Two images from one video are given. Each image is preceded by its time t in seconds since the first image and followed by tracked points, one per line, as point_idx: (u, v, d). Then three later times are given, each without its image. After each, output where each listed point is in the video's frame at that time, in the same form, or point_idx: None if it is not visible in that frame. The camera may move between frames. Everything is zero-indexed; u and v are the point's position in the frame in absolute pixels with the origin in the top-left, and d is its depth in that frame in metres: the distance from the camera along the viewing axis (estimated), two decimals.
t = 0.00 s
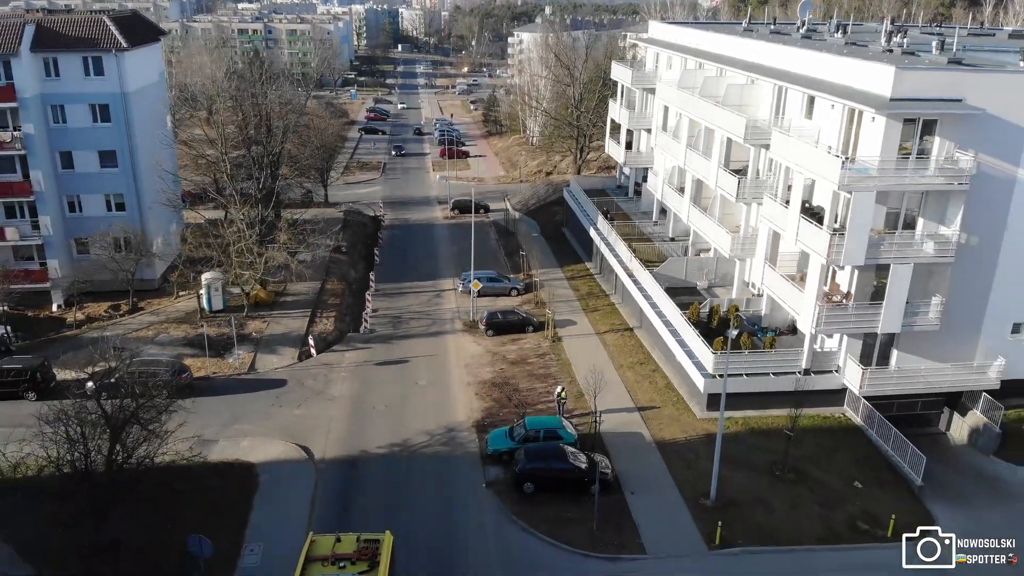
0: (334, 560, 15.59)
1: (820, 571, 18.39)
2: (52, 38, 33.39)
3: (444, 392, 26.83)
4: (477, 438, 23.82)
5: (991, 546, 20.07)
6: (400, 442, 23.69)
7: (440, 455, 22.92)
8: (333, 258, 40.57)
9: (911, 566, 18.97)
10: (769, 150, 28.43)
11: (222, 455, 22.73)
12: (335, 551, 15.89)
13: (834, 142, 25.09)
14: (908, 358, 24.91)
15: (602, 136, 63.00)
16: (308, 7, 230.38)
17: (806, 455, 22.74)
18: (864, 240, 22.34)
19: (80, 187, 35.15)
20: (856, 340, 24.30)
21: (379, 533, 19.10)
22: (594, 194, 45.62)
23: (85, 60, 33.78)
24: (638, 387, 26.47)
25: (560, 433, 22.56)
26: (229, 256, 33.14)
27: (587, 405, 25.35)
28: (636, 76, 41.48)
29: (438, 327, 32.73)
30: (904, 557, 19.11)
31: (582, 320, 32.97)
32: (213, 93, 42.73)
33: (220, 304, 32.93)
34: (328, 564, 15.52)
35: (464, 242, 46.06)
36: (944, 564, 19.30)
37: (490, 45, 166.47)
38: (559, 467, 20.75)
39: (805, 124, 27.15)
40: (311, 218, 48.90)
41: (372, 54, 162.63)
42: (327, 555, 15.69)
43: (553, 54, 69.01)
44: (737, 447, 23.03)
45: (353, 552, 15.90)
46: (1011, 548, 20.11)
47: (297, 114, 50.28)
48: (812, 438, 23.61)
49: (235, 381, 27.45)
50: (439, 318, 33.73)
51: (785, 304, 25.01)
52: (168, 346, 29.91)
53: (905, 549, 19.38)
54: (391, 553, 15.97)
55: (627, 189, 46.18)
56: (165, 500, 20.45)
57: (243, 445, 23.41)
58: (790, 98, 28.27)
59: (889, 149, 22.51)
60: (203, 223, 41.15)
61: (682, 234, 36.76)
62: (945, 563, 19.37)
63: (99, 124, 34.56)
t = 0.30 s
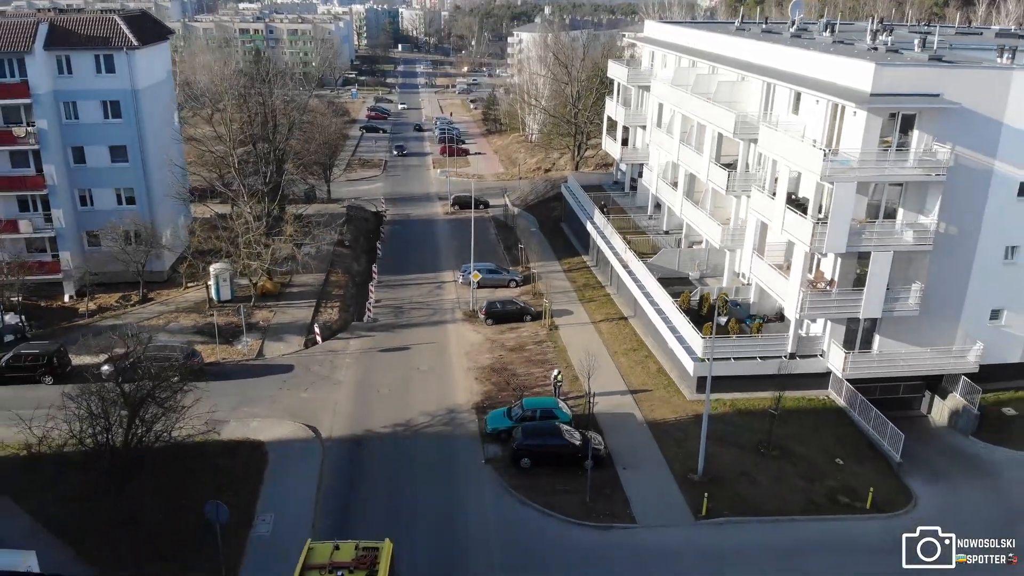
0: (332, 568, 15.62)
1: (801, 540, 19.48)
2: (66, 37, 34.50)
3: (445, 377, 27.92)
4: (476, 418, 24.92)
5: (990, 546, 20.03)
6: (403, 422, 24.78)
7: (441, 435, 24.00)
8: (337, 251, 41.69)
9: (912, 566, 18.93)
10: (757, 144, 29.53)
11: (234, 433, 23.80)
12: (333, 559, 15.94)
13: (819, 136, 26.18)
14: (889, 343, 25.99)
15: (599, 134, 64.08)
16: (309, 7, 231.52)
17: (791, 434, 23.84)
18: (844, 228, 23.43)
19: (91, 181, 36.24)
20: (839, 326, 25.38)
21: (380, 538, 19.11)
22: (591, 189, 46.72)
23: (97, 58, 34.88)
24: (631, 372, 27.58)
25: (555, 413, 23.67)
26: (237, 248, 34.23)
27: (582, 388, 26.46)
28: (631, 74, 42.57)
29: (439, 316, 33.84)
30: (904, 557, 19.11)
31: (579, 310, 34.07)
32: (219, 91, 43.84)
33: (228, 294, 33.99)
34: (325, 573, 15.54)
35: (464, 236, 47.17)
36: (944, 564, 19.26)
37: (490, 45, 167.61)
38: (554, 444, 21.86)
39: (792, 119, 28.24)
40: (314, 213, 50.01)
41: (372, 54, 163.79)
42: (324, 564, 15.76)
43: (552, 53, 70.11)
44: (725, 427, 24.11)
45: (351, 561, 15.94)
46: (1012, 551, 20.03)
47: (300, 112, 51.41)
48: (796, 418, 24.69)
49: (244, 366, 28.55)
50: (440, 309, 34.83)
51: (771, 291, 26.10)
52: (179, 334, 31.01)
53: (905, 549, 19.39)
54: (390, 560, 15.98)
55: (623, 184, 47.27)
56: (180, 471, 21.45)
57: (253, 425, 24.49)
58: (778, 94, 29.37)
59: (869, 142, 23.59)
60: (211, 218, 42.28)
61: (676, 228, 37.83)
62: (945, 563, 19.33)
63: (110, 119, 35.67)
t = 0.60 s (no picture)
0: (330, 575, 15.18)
1: (782, 510, 20.60)
2: (78, 35, 35.63)
3: (446, 362, 29.08)
4: (476, 400, 26.08)
5: (990, 545, 20.04)
6: (405, 403, 25.95)
7: (443, 414, 25.18)
8: (340, 245, 42.85)
9: (912, 566, 18.98)
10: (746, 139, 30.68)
11: (244, 413, 24.92)
12: (331, 565, 15.49)
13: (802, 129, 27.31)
14: (871, 328, 27.14)
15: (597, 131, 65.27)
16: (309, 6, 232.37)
17: (776, 413, 24.97)
18: (826, 217, 24.58)
19: (102, 175, 37.36)
20: (823, 311, 26.52)
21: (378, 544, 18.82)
22: (588, 185, 47.89)
23: (108, 56, 36.03)
24: (625, 357, 28.74)
25: (551, 393, 24.84)
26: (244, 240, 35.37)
27: (577, 372, 27.63)
28: (627, 72, 43.75)
29: (440, 306, 35.01)
30: (904, 556, 19.17)
31: (575, 299, 35.24)
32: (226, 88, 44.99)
33: (236, 284, 34.61)
34: None
35: (463, 231, 48.30)
36: (944, 564, 19.32)
37: (490, 45, 168.84)
38: (550, 421, 23.03)
39: (779, 113, 29.39)
40: (318, 209, 51.18)
41: (372, 53, 164.95)
42: (322, 569, 15.32)
43: (550, 52, 71.30)
44: (713, 406, 25.28)
45: (348, 566, 15.49)
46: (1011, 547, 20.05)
47: (304, 109, 52.56)
48: (782, 399, 25.86)
49: (252, 351, 29.71)
50: (441, 298, 36.02)
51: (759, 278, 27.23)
52: (189, 322, 32.13)
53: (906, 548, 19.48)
54: (388, 564, 15.59)
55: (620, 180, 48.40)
56: (195, 446, 22.59)
57: (263, 405, 25.63)
58: (765, 90, 30.52)
59: (850, 135, 24.75)
60: (218, 212, 43.42)
61: (670, 221, 38.99)
62: (945, 563, 19.38)
63: (121, 115, 36.80)
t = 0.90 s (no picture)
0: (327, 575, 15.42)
1: (764, 480, 21.79)
2: (90, 32, 36.83)
3: (446, 346, 30.27)
4: (475, 381, 27.28)
5: (989, 546, 19.94)
6: (408, 384, 27.15)
7: (443, 394, 26.38)
8: (343, 237, 44.05)
9: (912, 565, 18.87)
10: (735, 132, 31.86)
11: (254, 393, 26.10)
12: (328, 566, 15.72)
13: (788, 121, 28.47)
14: (854, 313, 28.34)
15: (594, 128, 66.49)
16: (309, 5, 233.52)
17: (761, 393, 26.16)
18: (809, 205, 25.78)
19: (113, 167, 38.53)
20: (807, 296, 27.73)
21: (377, 547, 18.68)
22: (585, 179, 49.09)
23: (119, 52, 37.23)
24: (618, 342, 29.94)
25: (547, 374, 26.04)
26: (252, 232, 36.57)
27: (572, 355, 28.83)
28: (623, 69, 44.96)
29: (440, 294, 36.22)
30: (905, 556, 19.05)
31: (571, 288, 36.44)
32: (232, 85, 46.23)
33: (243, 273, 34.89)
34: None
35: (463, 224, 49.49)
36: (943, 564, 19.20)
37: (490, 43, 170.09)
38: (545, 399, 24.22)
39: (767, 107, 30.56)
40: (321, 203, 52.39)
41: (373, 52, 166.20)
42: (318, 569, 15.54)
43: (549, 50, 72.53)
44: (701, 386, 26.48)
45: (344, 568, 15.71)
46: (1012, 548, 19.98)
47: (308, 105, 53.77)
48: (768, 379, 27.06)
49: (261, 336, 30.91)
50: (442, 287, 37.23)
51: (746, 265, 28.41)
52: (198, 309, 33.31)
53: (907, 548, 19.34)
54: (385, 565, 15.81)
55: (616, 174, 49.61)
56: (210, 419, 23.81)
57: (272, 385, 26.83)
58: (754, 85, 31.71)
59: (833, 127, 25.90)
60: (224, 205, 44.60)
61: (663, 213, 40.19)
62: (945, 563, 19.26)
63: (131, 110, 37.99)
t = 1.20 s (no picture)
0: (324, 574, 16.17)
1: (748, 454, 23.09)
2: (104, 32, 38.15)
3: (448, 334, 31.58)
4: (475, 365, 28.59)
5: (991, 546, 20.17)
6: (411, 368, 28.49)
7: (445, 378, 27.69)
8: (347, 231, 45.35)
9: (912, 566, 18.87)
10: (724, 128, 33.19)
11: (265, 375, 27.42)
12: (326, 566, 16.46)
13: (772, 117, 29.80)
14: (837, 301, 29.66)
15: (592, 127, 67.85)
16: (309, 7, 235.25)
17: (747, 375, 27.48)
18: (792, 196, 27.13)
19: (126, 164, 39.87)
20: (792, 284, 29.07)
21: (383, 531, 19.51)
22: (582, 176, 50.43)
23: (131, 52, 38.54)
24: (612, 330, 31.26)
25: (543, 357, 27.37)
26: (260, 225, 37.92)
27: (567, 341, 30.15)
28: (618, 69, 46.34)
29: (442, 286, 37.54)
30: (904, 555, 19.10)
31: (567, 280, 37.76)
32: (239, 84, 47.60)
33: (252, 265, 36.49)
34: None
35: (463, 220, 50.80)
36: (942, 563, 19.07)
37: (489, 45, 171.55)
38: (541, 379, 25.55)
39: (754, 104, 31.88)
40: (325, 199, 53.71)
41: (374, 54, 167.65)
42: (317, 569, 16.33)
43: (547, 51, 73.98)
44: (691, 369, 27.82)
45: (343, 568, 16.39)
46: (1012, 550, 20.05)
47: (312, 104, 55.13)
48: (754, 363, 28.39)
49: (269, 324, 32.23)
50: (443, 279, 38.56)
51: (734, 255, 29.76)
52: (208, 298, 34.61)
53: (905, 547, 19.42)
54: (381, 567, 16.38)
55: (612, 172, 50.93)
56: (224, 398, 25.13)
57: (281, 368, 28.16)
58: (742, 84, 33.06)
59: (815, 123, 27.20)
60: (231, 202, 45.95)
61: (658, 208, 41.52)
62: (943, 561, 19.13)
63: (143, 108, 39.32)
